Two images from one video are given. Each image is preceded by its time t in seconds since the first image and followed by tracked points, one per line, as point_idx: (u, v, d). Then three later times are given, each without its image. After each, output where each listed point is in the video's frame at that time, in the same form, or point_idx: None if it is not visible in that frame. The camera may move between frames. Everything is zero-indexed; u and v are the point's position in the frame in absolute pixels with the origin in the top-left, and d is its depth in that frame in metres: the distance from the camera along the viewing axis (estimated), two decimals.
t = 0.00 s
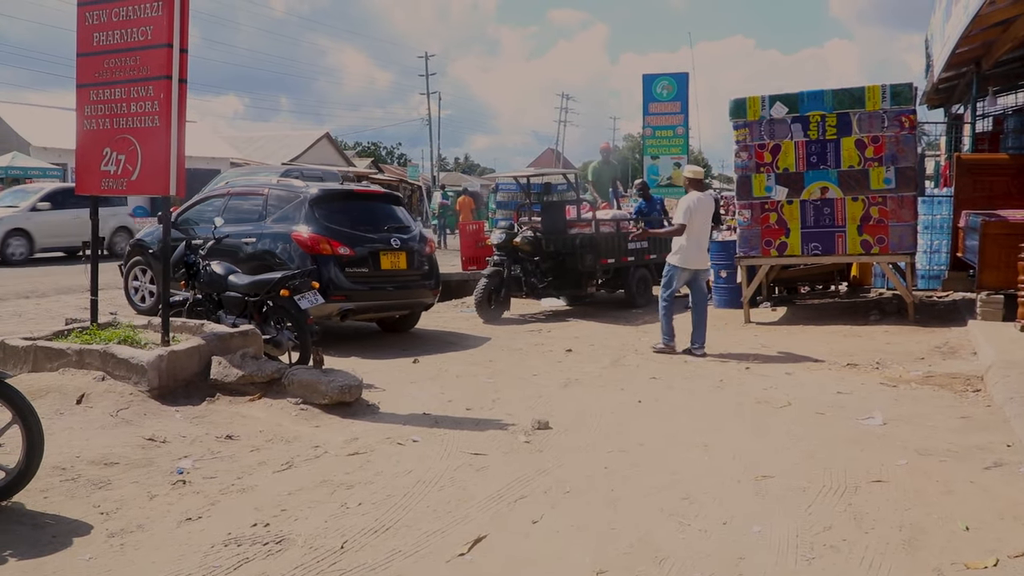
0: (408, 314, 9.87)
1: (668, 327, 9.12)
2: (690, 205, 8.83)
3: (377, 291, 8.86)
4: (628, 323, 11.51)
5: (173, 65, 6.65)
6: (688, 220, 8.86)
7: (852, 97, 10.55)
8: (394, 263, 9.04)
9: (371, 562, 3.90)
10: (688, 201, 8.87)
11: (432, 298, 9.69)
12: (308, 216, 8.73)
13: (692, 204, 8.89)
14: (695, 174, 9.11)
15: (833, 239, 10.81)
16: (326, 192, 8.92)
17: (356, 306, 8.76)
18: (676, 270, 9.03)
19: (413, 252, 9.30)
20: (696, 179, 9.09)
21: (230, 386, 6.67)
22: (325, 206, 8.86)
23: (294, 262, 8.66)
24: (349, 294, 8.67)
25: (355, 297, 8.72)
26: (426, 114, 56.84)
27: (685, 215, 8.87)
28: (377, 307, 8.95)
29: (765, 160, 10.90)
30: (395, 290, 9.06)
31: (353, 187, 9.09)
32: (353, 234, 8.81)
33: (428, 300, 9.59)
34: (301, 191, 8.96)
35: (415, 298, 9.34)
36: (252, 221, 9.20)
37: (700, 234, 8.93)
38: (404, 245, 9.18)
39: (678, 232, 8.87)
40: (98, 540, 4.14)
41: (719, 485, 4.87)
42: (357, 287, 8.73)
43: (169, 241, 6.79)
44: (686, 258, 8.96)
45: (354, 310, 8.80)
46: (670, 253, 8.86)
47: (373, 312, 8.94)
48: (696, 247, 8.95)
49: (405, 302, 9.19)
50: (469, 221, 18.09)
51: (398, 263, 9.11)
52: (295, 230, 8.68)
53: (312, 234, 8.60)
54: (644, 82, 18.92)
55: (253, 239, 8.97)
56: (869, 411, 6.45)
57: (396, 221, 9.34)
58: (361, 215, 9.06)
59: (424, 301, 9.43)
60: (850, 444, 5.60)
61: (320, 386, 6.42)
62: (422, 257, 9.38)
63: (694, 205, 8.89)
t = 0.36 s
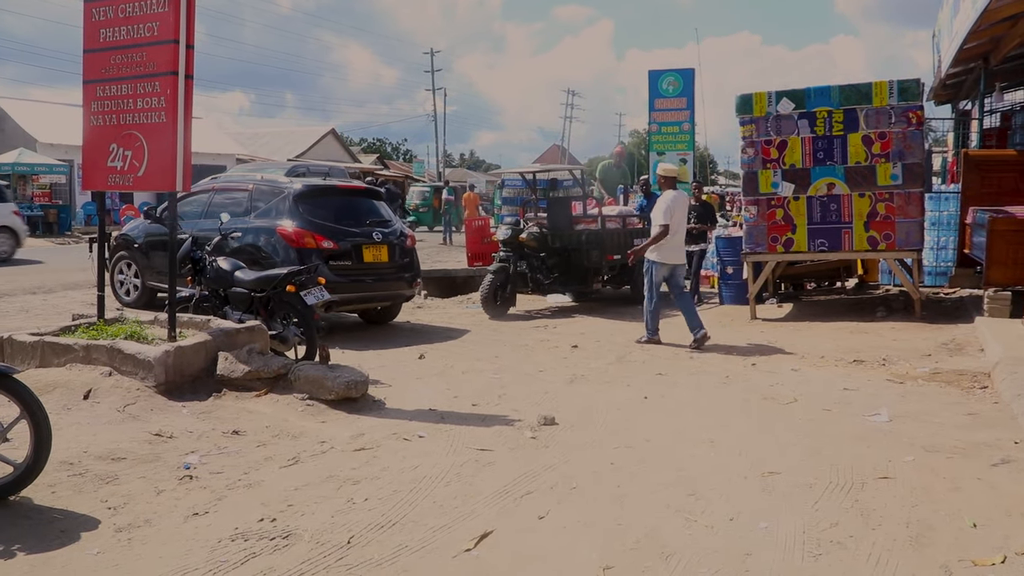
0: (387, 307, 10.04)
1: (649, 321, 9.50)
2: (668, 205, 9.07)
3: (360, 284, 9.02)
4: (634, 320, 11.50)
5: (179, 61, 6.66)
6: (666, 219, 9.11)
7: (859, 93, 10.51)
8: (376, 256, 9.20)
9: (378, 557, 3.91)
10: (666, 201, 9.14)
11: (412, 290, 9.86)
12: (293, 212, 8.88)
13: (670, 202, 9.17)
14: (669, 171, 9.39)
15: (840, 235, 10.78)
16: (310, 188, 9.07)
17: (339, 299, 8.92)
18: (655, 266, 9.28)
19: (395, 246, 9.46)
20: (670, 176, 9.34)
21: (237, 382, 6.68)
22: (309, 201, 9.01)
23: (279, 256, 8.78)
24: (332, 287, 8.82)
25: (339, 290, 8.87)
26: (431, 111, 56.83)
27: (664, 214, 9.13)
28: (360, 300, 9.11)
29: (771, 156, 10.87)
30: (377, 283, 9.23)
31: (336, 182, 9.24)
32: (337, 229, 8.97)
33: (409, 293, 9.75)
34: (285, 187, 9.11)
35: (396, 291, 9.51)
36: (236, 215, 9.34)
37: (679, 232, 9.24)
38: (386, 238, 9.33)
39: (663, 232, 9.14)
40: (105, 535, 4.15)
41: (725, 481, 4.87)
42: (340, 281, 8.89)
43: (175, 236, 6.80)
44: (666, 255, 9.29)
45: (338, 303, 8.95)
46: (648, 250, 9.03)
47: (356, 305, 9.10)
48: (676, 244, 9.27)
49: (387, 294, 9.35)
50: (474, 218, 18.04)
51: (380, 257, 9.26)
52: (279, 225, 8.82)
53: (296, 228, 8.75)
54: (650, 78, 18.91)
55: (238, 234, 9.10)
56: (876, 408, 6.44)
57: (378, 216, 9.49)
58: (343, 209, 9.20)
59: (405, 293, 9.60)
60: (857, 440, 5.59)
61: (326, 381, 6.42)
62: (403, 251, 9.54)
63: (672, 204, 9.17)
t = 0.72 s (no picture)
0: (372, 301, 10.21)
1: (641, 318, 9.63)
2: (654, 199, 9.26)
3: (343, 281, 9.20)
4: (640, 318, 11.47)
5: (186, 58, 6.66)
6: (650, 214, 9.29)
7: (867, 90, 10.49)
8: (360, 254, 9.35)
9: (385, 555, 3.91)
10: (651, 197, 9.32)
11: (396, 286, 9.97)
12: (280, 210, 8.97)
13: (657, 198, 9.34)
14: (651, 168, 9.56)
15: (847, 233, 10.75)
16: (297, 186, 9.17)
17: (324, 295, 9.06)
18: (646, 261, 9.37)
19: (379, 243, 9.58)
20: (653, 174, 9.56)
21: (244, 379, 6.69)
22: (296, 199, 9.10)
23: (265, 253, 8.85)
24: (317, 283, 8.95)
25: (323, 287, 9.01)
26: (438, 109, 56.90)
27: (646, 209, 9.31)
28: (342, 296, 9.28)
29: (779, 154, 10.84)
30: (360, 280, 9.39)
31: (322, 180, 9.35)
32: (322, 226, 9.08)
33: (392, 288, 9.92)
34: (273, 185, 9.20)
35: (380, 288, 9.65)
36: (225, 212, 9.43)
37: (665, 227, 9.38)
38: (370, 236, 9.45)
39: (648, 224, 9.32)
40: (113, 532, 4.16)
41: (733, 480, 4.86)
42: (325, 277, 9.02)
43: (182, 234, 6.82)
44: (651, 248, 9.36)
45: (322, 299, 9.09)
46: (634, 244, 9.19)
47: (339, 300, 9.27)
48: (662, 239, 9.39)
49: (370, 291, 9.50)
50: (481, 216, 18.06)
51: (364, 254, 9.40)
52: (266, 223, 8.90)
53: (283, 226, 8.83)
54: (657, 75, 18.87)
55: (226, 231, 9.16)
56: (883, 406, 6.41)
57: (363, 214, 9.60)
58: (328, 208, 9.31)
59: (389, 290, 9.76)
60: (865, 439, 5.56)
61: (333, 379, 6.43)
62: (387, 248, 9.66)
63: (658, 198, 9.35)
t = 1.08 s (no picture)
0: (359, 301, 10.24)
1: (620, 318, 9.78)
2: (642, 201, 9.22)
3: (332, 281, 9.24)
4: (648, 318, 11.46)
5: (195, 60, 6.68)
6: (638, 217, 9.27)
7: (875, 90, 10.45)
8: (348, 254, 9.44)
9: (393, 556, 3.91)
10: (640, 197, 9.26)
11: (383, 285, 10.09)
12: (271, 210, 9.01)
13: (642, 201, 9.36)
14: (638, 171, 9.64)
15: (855, 234, 10.72)
16: (288, 186, 9.25)
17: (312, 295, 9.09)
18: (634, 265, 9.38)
19: (366, 244, 9.68)
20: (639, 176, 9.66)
21: (252, 381, 6.69)
22: (286, 200, 9.18)
23: (256, 252, 8.83)
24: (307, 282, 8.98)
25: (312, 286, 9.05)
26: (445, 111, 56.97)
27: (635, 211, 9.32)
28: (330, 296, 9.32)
29: (786, 155, 10.82)
30: (348, 280, 9.46)
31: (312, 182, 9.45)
32: (312, 226, 9.14)
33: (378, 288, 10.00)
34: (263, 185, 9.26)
35: (366, 287, 9.74)
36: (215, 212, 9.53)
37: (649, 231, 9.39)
38: (359, 236, 9.56)
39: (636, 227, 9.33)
40: (122, 533, 4.16)
41: (741, 481, 4.85)
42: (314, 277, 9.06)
43: (189, 235, 6.84)
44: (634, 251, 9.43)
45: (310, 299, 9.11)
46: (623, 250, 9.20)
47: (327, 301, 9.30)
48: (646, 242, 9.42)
49: (357, 290, 9.59)
50: (487, 216, 18.08)
51: (352, 254, 9.48)
52: (257, 223, 8.90)
53: (274, 225, 8.84)
54: (664, 76, 18.88)
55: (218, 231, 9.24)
56: (893, 408, 6.39)
57: (351, 215, 9.68)
58: (316, 208, 9.39)
59: (376, 289, 9.88)
60: (874, 440, 5.54)
61: (341, 380, 6.43)
62: (373, 248, 9.76)
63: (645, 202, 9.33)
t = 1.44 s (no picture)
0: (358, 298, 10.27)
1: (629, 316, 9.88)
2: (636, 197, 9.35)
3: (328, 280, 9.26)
4: (662, 321, 11.43)
5: (211, 62, 6.70)
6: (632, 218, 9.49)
7: (890, 92, 10.38)
8: (346, 253, 9.40)
9: (408, 557, 3.92)
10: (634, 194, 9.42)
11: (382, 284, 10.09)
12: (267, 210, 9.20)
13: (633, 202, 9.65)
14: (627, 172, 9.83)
15: (870, 236, 10.68)
16: (285, 187, 9.40)
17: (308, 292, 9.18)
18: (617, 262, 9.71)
19: (364, 243, 9.65)
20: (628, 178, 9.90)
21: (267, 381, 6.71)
22: (284, 200, 9.33)
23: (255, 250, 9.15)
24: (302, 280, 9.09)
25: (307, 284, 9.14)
26: (459, 113, 57.04)
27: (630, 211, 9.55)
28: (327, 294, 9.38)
29: (801, 156, 10.77)
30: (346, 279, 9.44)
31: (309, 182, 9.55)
32: (309, 226, 9.23)
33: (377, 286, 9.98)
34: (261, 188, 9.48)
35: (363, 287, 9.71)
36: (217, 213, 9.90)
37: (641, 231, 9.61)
38: (356, 235, 9.55)
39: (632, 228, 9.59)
40: (139, 532, 4.19)
41: (756, 484, 4.83)
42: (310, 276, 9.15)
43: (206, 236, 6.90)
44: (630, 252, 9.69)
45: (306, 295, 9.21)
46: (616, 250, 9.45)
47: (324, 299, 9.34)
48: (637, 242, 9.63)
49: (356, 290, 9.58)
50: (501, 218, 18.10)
51: (350, 254, 9.46)
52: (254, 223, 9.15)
53: (270, 226, 9.05)
54: (678, 78, 18.84)
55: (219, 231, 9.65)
56: (909, 411, 6.35)
57: (349, 216, 9.71)
58: (312, 209, 9.46)
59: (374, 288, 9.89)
60: (890, 443, 5.51)
61: (356, 381, 6.44)
62: (371, 247, 9.73)
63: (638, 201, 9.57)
